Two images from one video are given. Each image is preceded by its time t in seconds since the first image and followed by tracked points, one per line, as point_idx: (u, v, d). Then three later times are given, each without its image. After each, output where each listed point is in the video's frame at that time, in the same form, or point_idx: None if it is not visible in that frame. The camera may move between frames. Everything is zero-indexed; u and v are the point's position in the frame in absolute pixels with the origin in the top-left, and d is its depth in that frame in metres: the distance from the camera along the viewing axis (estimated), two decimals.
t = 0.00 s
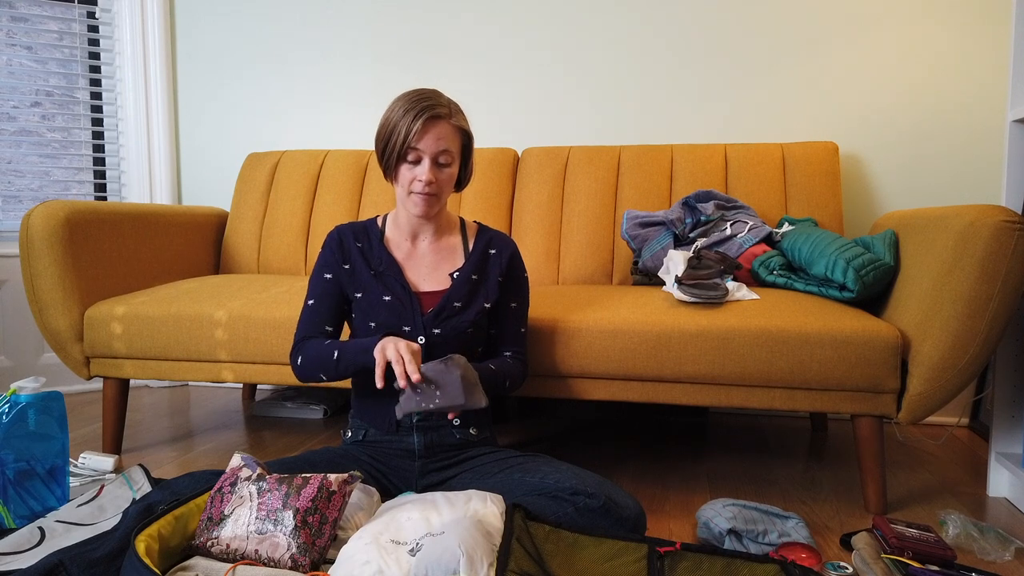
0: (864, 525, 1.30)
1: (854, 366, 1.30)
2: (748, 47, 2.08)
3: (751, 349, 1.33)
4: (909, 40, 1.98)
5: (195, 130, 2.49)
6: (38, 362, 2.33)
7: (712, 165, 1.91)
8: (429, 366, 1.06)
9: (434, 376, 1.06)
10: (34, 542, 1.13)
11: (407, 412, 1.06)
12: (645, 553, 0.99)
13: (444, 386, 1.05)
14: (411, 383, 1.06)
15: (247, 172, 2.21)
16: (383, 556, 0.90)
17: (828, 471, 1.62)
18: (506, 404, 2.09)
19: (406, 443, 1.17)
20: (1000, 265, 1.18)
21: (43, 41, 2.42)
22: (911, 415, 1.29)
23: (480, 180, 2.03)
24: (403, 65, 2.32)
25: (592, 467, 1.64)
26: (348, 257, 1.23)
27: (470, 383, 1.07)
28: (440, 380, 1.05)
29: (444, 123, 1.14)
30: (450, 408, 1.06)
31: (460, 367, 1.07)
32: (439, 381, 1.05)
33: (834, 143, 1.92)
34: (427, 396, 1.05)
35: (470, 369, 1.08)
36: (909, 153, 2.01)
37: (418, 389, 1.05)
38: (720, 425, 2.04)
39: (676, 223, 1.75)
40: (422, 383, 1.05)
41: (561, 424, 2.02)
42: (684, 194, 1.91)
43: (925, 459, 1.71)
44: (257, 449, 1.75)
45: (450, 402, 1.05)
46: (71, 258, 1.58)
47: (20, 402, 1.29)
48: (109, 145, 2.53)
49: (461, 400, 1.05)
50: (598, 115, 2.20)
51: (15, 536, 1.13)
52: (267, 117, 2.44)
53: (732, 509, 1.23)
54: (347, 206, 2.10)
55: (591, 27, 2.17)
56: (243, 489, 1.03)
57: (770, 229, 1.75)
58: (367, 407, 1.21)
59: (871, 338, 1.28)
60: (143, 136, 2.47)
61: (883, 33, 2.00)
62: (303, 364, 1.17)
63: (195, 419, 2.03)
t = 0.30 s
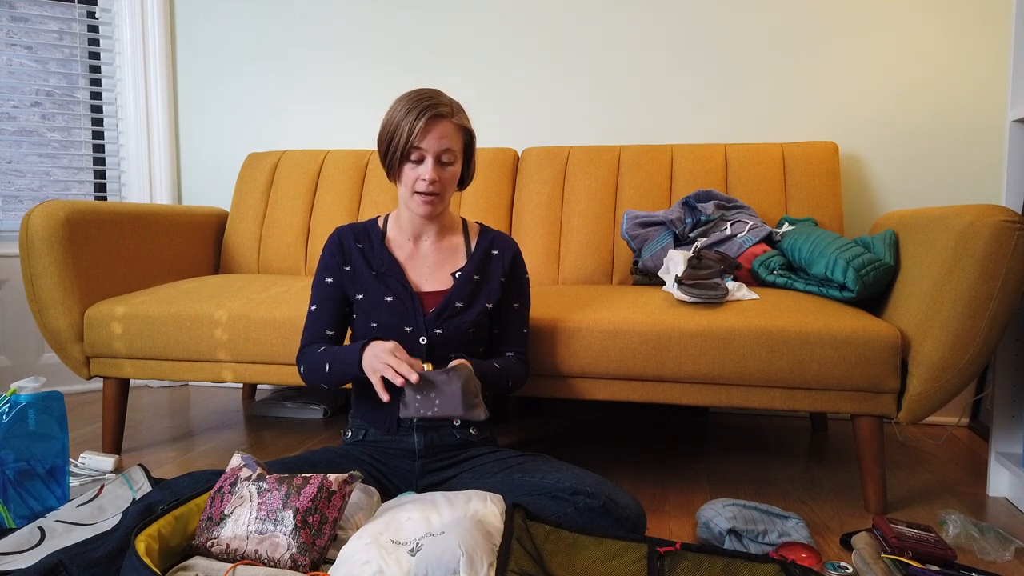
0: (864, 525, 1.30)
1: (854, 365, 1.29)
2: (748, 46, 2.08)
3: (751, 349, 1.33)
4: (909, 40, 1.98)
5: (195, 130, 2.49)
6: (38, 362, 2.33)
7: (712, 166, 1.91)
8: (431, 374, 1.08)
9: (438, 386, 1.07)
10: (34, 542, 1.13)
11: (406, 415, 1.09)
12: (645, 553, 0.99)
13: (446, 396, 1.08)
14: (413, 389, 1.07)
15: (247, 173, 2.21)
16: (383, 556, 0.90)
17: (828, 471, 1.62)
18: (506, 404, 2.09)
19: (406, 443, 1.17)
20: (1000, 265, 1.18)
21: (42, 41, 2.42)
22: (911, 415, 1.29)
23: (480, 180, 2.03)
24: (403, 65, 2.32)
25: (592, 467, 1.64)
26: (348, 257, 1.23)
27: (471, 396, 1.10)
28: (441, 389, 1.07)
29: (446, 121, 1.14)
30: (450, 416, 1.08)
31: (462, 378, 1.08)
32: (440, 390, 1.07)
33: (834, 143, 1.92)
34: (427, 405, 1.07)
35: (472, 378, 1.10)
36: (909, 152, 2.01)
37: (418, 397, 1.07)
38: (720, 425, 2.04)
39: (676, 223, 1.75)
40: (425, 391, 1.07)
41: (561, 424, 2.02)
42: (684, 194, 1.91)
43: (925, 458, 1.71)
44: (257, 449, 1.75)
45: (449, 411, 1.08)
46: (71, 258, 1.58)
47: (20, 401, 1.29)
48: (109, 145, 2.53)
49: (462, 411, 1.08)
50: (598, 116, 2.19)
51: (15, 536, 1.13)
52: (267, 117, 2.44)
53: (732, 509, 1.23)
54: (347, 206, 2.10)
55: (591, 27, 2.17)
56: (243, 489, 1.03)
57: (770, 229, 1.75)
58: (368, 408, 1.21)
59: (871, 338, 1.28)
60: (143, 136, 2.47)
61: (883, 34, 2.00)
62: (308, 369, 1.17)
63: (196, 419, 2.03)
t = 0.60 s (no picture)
0: (864, 525, 1.30)
1: (854, 366, 1.29)
2: (748, 46, 2.08)
3: (751, 349, 1.33)
4: (909, 40, 1.98)
5: (195, 130, 2.49)
6: (38, 362, 2.33)
7: (712, 166, 1.91)
8: (441, 393, 1.08)
9: (447, 406, 1.09)
10: (34, 542, 1.13)
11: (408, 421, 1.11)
12: (645, 553, 0.99)
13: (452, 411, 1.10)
14: (421, 403, 1.09)
15: (247, 173, 2.21)
16: (383, 556, 0.90)
17: (828, 471, 1.62)
18: (506, 404, 2.09)
19: (406, 443, 1.17)
20: (1000, 265, 1.18)
21: (43, 41, 2.42)
22: (911, 415, 1.29)
23: (480, 180, 2.03)
24: (403, 65, 2.32)
25: (592, 467, 1.64)
26: (348, 258, 1.23)
27: (476, 413, 1.13)
28: (448, 409, 1.09)
29: (436, 118, 1.15)
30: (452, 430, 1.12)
31: (470, 400, 1.10)
32: (447, 409, 1.09)
33: (834, 143, 1.92)
34: (432, 419, 1.10)
35: (478, 400, 1.12)
36: (909, 152, 2.01)
37: (424, 411, 1.09)
38: (720, 425, 2.04)
39: (676, 223, 1.75)
40: (432, 407, 1.09)
41: (561, 424, 2.02)
42: (683, 194, 1.91)
43: (925, 458, 1.71)
44: (257, 449, 1.75)
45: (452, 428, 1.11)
46: (71, 259, 1.58)
47: (20, 401, 1.29)
48: (109, 145, 2.53)
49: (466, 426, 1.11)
50: (599, 117, 2.19)
51: (15, 536, 1.13)
52: (267, 117, 2.44)
53: (732, 509, 1.23)
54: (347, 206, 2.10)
55: (591, 27, 2.17)
56: (243, 489, 1.03)
57: (770, 228, 1.75)
58: (368, 408, 1.21)
59: (871, 338, 1.28)
60: (144, 136, 2.47)
61: (883, 33, 2.00)
62: (314, 370, 1.17)
63: (196, 419, 2.03)
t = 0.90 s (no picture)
0: (864, 525, 1.30)
1: (854, 366, 1.29)
2: (748, 46, 2.08)
3: (751, 349, 1.33)
4: (909, 40, 1.98)
5: (195, 130, 2.49)
6: (38, 362, 2.33)
7: (711, 166, 1.91)
8: (450, 397, 1.10)
9: (456, 408, 1.11)
10: (34, 542, 1.13)
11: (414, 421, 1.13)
12: (644, 553, 0.99)
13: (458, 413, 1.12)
14: (430, 405, 1.10)
15: (247, 173, 2.21)
16: (383, 556, 0.90)
17: (828, 471, 1.62)
18: (506, 404, 2.09)
19: (406, 443, 1.17)
20: (999, 265, 1.18)
21: (43, 41, 2.42)
22: (911, 414, 1.29)
23: (480, 180, 2.03)
24: (403, 65, 2.32)
25: (592, 467, 1.64)
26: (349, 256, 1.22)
27: (482, 416, 1.15)
28: (456, 412, 1.11)
29: (431, 111, 1.17)
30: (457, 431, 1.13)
31: (478, 404, 1.12)
32: (456, 412, 1.11)
33: (834, 143, 1.92)
34: (439, 421, 1.11)
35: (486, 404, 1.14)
36: (909, 153, 2.01)
37: (432, 413, 1.11)
38: (720, 425, 2.04)
39: (676, 223, 1.75)
40: (441, 409, 1.10)
41: (561, 424, 2.02)
42: (683, 194, 1.91)
43: (925, 458, 1.71)
44: (257, 449, 1.75)
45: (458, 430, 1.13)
46: (71, 259, 1.58)
47: (20, 401, 1.29)
48: (109, 145, 2.53)
49: (471, 429, 1.14)
50: (599, 117, 2.19)
51: (14, 536, 1.13)
52: (267, 117, 2.44)
53: (732, 509, 1.23)
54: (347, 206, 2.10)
55: (591, 27, 2.17)
56: (243, 489, 1.03)
57: (770, 228, 1.75)
58: (368, 408, 1.21)
59: (871, 338, 1.28)
60: (144, 136, 2.47)
61: (884, 33, 2.00)
62: (317, 356, 1.17)
63: (196, 419, 2.03)
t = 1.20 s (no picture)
0: (864, 525, 1.30)
1: (854, 365, 1.29)
2: (748, 46, 2.08)
3: (751, 349, 1.33)
4: (909, 41, 1.98)
5: (195, 131, 2.49)
6: (38, 362, 2.33)
7: (712, 166, 1.91)
8: (464, 384, 1.11)
9: (468, 396, 1.12)
10: (34, 542, 1.13)
11: (423, 409, 1.12)
12: (645, 553, 0.99)
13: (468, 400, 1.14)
14: (443, 392, 1.11)
15: (247, 174, 2.21)
16: (383, 556, 0.90)
17: (828, 471, 1.62)
18: (506, 404, 2.09)
19: (406, 443, 1.17)
20: (999, 265, 1.18)
21: (42, 41, 2.42)
22: (911, 414, 1.29)
23: (480, 181, 2.03)
24: (403, 66, 2.32)
25: (591, 467, 1.64)
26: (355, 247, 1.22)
27: (490, 408, 1.17)
28: (469, 401, 1.12)
29: (432, 109, 1.17)
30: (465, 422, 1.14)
31: (489, 394, 1.14)
32: (468, 400, 1.12)
33: (834, 143, 1.92)
34: (450, 409, 1.12)
35: (495, 395, 1.16)
36: (909, 152, 2.01)
37: (444, 400, 1.11)
38: (720, 425, 2.04)
39: (676, 223, 1.75)
40: (453, 397, 1.11)
41: (561, 425, 2.02)
42: (683, 194, 1.91)
43: (925, 458, 1.71)
44: (257, 449, 1.75)
45: (467, 420, 1.14)
46: (71, 259, 1.58)
47: (20, 401, 1.29)
48: (109, 146, 2.53)
49: (480, 417, 1.15)
50: (599, 117, 2.19)
51: (15, 536, 1.13)
52: (267, 118, 2.44)
53: (732, 509, 1.23)
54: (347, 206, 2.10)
55: (591, 28, 2.17)
56: (243, 489, 1.03)
57: (770, 228, 1.75)
58: (368, 408, 1.21)
59: (871, 338, 1.28)
60: (144, 136, 2.47)
61: (884, 33, 2.00)
62: (306, 309, 1.16)
63: (196, 419, 2.03)
